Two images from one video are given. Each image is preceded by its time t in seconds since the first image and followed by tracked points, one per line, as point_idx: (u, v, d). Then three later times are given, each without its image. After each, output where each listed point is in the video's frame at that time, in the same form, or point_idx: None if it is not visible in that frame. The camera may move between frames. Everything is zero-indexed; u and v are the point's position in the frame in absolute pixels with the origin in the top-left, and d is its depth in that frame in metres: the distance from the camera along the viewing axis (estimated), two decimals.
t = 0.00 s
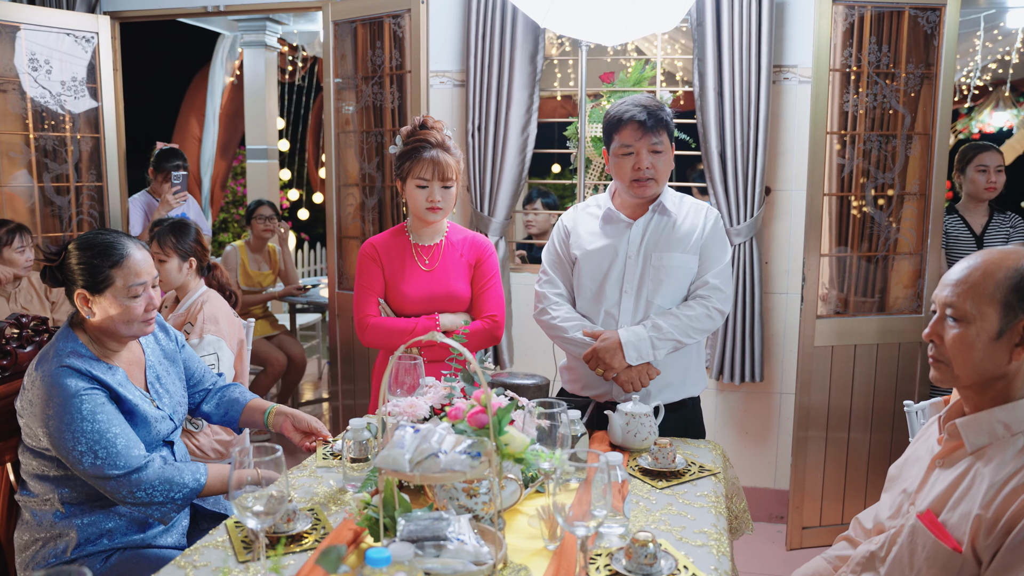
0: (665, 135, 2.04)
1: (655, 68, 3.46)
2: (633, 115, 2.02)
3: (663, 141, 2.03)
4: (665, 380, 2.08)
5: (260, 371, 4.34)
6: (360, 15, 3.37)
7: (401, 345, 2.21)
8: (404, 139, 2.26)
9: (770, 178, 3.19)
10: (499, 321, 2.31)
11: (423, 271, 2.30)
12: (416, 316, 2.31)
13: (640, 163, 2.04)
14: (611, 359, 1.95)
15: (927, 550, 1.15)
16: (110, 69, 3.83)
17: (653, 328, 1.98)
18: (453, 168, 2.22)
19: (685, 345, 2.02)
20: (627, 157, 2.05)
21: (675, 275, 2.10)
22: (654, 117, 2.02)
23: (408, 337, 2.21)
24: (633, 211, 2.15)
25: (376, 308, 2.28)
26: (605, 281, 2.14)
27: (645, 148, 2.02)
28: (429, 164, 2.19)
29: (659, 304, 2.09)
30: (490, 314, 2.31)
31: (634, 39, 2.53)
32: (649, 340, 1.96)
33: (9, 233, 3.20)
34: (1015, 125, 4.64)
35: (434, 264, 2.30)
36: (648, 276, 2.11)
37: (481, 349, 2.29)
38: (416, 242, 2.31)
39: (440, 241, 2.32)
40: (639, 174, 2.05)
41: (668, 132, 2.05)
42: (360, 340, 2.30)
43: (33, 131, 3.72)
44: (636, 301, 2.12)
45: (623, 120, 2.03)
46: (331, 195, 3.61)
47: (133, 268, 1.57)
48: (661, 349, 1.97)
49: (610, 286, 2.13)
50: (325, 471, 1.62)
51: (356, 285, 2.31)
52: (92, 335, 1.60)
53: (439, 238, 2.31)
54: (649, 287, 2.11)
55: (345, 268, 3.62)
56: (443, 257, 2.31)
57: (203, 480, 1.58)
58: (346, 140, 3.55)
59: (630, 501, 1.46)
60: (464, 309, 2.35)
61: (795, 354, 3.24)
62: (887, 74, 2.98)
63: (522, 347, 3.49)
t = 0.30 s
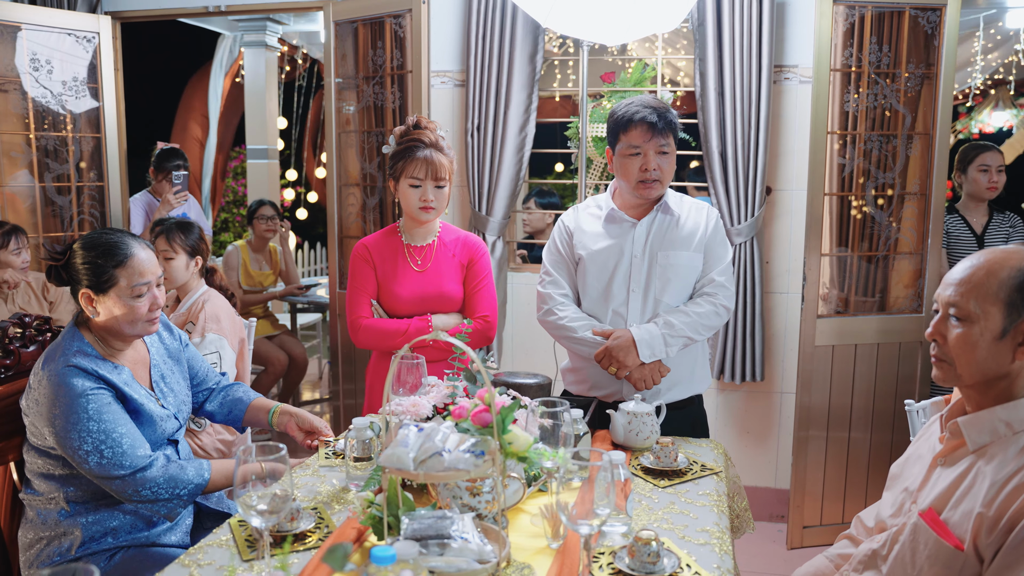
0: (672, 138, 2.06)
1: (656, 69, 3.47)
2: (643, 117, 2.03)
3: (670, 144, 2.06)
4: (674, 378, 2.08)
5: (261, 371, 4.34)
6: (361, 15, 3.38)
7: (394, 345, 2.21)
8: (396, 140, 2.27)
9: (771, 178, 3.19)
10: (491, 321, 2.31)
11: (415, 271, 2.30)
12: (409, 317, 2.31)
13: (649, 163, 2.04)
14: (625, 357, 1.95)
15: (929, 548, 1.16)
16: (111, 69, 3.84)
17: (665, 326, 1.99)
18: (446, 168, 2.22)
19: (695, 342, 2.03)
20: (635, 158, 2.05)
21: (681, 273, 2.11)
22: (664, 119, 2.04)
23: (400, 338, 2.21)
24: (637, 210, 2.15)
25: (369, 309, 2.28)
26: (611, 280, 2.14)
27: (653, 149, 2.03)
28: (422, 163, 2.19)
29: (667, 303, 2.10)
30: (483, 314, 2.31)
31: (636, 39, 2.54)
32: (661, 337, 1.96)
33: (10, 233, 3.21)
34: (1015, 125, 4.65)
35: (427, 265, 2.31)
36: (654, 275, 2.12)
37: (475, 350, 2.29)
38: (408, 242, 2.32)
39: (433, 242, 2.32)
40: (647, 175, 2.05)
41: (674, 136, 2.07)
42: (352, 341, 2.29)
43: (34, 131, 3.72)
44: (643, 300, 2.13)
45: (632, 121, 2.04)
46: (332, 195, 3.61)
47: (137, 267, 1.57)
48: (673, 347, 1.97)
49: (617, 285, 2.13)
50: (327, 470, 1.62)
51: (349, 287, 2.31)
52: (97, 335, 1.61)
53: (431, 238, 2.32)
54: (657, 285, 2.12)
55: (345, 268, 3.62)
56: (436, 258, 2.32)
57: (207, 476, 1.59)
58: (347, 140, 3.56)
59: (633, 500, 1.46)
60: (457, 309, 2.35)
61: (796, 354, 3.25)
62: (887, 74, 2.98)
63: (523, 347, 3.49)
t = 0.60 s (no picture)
0: (676, 138, 2.07)
1: (656, 69, 3.48)
2: (647, 115, 2.03)
3: (674, 143, 2.06)
4: (674, 378, 2.09)
5: (261, 372, 4.35)
6: (361, 16, 3.39)
7: (397, 345, 2.22)
8: (395, 141, 2.27)
9: (771, 178, 3.20)
10: (492, 320, 2.32)
11: (416, 271, 2.31)
12: (410, 317, 2.31)
13: (654, 162, 2.05)
14: (626, 355, 1.96)
15: (930, 546, 1.16)
16: (112, 69, 3.84)
17: (666, 326, 1.99)
18: (445, 168, 2.23)
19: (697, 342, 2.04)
20: (637, 156, 2.06)
21: (684, 274, 2.12)
22: (669, 119, 2.04)
23: (402, 339, 2.21)
24: (640, 210, 2.16)
25: (370, 310, 2.28)
26: (614, 280, 2.14)
27: (655, 148, 2.04)
28: (422, 164, 2.20)
29: (668, 303, 2.11)
30: (483, 313, 2.32)
31: (639, 39, 2.56)
32: (662, 336, 1.97)
33: (11, 233, 3.21)
34: (1014, 125, 4.65)
35: (427, 264, 2.31)
36: (657, 275, 2.13)
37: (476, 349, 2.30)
38: (408, 242, 2.32)
39: (432, 242, 2.32)
40: (650, 173, 2.06)
41: (678, 135, 2.08)
42: (354, 342, 2.30)
43: (35, 132, 3.73)
44: (645, 300, 2.13)
45: (636, 119, 2.04)
46: (333, 195, 3.62)
47: (138, 266, 1.58)
48: (674, 346, 1.98)
49: (619, 285, 2.14)
50: (330, 470, 1.62)
51: (349, 288, 2.31)
52: (100, 334, 1.61)
53: (430, 238, 2.32)
54: (659, 285, 2.12)
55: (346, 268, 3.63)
56: (435, 257, 2.32)
57: (210, 471, 1.60)
58: (347, 140, 3.56)
59: (634, 499, 1.47)
60: (457, 309, 2.35)
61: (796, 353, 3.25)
62: (887, 75, 2.99)
63: (524, 347, 3.49)
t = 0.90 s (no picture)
0: (683, 132, 2.07)
1: (657, 69, 3.49)
2: (650, 107, 2.07)
3: (679, 137, 2.06)
4: (678, 379, 2.10)
5: (262, 371, 4.35)
6: (363, 16, 3.39)
7: (407, 344, 2.22)
8: (398, 140, 2.28)
9: (772, 178, 3.20)
10: (501, 316, 2.33)
11: (423, 269, 2.31)
12: (419, 315, 2.32)
13: (658, 156, 2.06)
14: (626, 356, 1.97)
15: (933, 543, 1.17)
16: (113, 69, 3.84)
17: (668, 326, 2.00)
18: (450, 167, 2.24)
19: (699, 345, 2.04)
20: (642, 149, 2.08)
21: (690, 275, 2.12)
22: (673, 110, 2.06)
23: (413, 337, 2.22)
24: (649, 210, 2.16)
25: (379, 309, 2.29)
26: (619, 279, 2.15)
27: (660, 140, 2.05)
28: (427, 162, 2.20)
29: (673, 304, 2.11)
30: (492, 310, 2.33)
31: (637, 40, 2.57)
32: (663, 338, 1.98)
33: (13, 233, 3.21)
34: (1014, 125, 4.67)
35: (434, 262, 2.32)
36: (662, 275, 2.13)
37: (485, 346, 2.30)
38: (413, 241, 2.32)
39: (437, 241, 2.33)
40: (653, 166, 2.07)
41: (686, 131, 2.08)
42: (364, 342, 2.30)
43: (37, 132, 3.73)
44: (650, 300, 2.13)
45: (641, 112, 2.09)
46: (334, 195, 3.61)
47: (140, 265, 1.58)
48: (675, 349, 1.99)
49: (624, 284, 2.15)
50: (334, 468, 1.63)
51: (356, 288, 2.31)
52: (102, 333, 1.62)
53: (435, 237, 2.33)
54: (664, 286, 2.12)
55: (347, 268, 3.63)
56: (442, 255, 2.33)
57: (212, 471, 1.61)
58: (349, 140, 3.56)
59: (638, 497, 1.47)
60: (465, 307, 2.36)
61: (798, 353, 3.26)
62: (888, 75, 3.00)
63: (525, 346, 3.50)
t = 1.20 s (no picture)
0: (690, 131, 2.10)
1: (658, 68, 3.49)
2: (655, 108, 2.14)
3: (685, 135, 2.09)
4: (696, 380, 2.10)
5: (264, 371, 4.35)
6: (364, 15, 3.39)
7: (412, 343, 2.23)
8: (406, 139, 2.28)
9: (773, 177, 3.21)
10: (506, 316, 2.32)
11: (429, 269, 2.31)
12: (425, 315, 2.32)
13: (661, 154, 2.11)
14: (642, 358, 1.97)
15: (938, 540, 1.17)
16: (115, 69, 3.83)
17: (684, 328, 2.01)
18: (456, 166, 2.24)
19: (716, 346, 2.05)
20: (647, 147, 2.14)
21: (707, 276, 2.13)
22: (675, 107, 2.11)
23: (418, 337, 2.22)
24: (665, 210, 2.18)
25: (384, 308, 2.29)
26: (636, 280, 2.17)
27: (663, 138, 2.10)
28: (433, 162, 2.21)
29: (690, 305, 2.11)
30: (498, 310, 2.32)
31: (643, 38, 2.55)
32: (680, 340, 1.99)
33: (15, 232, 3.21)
34: (1013, 125, 4.67)
35: (440, 262, 2.32)
36: (679, 276, 2.14)
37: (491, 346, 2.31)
38: (420, 241, 2.32)
39: (444, 241, 2.33)
40: (657, 163, 2.12)
41: (694, 130, 2.10)
42: (369, 341, 2.31)
43: (39, 131, 3.74)
44: (666, 301, 2.15)
45: (650, 113, 2.16)
46: (336, 195, 3.61)
47: (144, 263, 1.58)
48: (691, 351, 2.00)
49: (641, 286, 2.16)
50: (339, 466, 1.63)
51: (363, 287, 2.32)
52: (105, 332, 1.62)
53: (443, 236, 2.33)
54: (680, 287, 2.13)
55: (349, 267, 3.64)
56: (449, 255, 2.33)
57: (214, 470, 1.60)
58: (350, 139, 3.57)
59: (644, 496, 1.48)
60: (471, 306, 2.36)
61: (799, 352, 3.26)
62: (889, 75, 3.00)
63: (527, 346, 3.50)
